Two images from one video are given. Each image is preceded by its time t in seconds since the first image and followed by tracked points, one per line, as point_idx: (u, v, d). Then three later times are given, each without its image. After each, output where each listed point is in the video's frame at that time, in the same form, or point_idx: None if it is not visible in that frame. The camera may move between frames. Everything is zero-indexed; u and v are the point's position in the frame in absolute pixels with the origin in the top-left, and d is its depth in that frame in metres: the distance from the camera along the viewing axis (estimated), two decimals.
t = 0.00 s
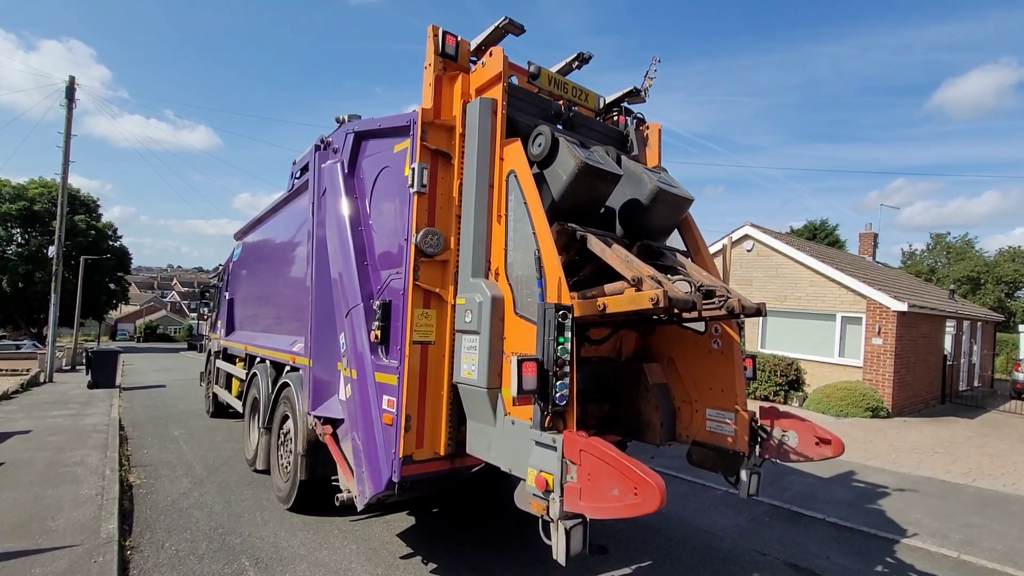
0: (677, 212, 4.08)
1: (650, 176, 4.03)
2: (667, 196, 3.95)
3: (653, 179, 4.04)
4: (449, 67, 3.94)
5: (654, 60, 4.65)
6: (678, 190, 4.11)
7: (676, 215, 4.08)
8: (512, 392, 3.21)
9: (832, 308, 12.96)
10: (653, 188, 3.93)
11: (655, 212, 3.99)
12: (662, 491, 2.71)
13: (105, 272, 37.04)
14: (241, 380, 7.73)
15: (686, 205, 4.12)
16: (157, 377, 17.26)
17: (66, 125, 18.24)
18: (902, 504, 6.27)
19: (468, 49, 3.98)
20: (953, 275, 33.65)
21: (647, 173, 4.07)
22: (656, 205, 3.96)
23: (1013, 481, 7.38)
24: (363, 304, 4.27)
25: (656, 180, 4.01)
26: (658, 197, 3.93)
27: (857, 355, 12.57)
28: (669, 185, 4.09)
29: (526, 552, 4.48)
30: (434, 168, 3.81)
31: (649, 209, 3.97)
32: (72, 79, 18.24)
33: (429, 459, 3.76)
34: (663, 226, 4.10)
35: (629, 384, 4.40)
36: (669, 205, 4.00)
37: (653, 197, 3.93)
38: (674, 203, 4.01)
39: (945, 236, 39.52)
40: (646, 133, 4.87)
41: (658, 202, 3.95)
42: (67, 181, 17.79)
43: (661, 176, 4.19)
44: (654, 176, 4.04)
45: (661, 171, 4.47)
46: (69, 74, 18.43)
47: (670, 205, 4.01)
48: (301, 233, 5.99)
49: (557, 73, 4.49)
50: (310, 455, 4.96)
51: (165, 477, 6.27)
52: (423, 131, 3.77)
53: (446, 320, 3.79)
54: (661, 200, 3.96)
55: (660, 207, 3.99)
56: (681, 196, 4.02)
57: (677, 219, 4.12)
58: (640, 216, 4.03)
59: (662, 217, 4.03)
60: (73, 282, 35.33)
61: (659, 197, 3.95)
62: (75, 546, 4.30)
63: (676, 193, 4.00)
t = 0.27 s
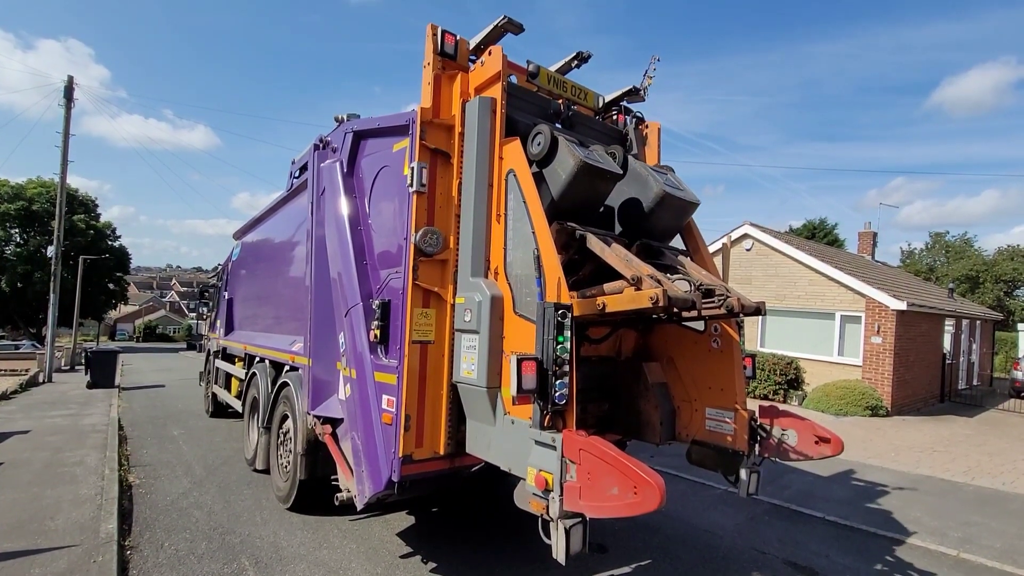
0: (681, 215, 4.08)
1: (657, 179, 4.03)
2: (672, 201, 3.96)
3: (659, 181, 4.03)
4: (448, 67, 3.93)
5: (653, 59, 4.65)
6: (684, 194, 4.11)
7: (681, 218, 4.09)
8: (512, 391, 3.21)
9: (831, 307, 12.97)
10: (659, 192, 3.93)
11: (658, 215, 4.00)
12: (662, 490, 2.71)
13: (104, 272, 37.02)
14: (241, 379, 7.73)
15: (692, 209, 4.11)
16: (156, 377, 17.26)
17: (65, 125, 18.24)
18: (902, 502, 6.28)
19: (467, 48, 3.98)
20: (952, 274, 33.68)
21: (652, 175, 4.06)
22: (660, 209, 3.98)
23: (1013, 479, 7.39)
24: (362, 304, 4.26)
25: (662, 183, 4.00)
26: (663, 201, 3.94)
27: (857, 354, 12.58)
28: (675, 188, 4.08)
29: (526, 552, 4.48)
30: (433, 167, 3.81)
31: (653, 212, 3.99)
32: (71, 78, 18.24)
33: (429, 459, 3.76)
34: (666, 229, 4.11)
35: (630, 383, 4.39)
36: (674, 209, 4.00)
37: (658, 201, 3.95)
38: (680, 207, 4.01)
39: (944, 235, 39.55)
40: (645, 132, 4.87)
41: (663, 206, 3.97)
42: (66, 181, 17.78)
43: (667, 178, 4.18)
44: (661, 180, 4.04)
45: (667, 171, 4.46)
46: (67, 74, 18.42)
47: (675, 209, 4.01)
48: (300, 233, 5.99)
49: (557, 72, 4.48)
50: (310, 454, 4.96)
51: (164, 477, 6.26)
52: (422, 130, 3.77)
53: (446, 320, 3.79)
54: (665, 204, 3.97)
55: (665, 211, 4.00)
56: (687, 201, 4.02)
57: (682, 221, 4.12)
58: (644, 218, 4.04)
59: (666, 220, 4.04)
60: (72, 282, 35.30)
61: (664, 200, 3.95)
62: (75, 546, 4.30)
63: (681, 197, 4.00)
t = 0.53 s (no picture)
0: (682, 214, 4.08)
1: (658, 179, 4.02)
2: (672, 200, 3.97)
3: (658, 180, 4.04)
4: (447, 65, 3.93)
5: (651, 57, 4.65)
6: (684, 192, 4.11)
7: (681, 216, 4.09)
8: (511, 389, 3.21)
9: (830, 305, 12.98)
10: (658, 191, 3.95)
11: (658, 214, 4.01)
12: (660, 488, 2.71)
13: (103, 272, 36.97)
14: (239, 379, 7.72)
15: (692, 207, 4.12)
16: (155, 376, 17.24)
17: (63, 125, 18.20)
18: (900, 499, 6.29)
19: (465, 46, 3.97)
20: (950, 272, 33.72)
21: (651, 173, 4.07)
22: (659, 208, 3.99)
23: (1011, 477, 7.40)
24: (360, 302, 4.26)
25: (661, 182, 4.01)
26: (662, 199, 3.96)
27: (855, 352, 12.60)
28: (675, 187, 4.09)
29: (526, 550, 4.48)
30: (431, 165, 3.80)
31: (653, 211, 4.00)
32: (68, 78, 18.20)
33: (428, 457, 3.76)
34: (666, 228, 4.11)
35: (629, 381, 4.39)
36: (674, 208, 4.01)
37: (657, 200, 3.97)
38: (680, 205, 4.02)
39: (943, 233, 39.60)
40: (644, 130, 4.87)
41: (662, 204, 3.98)
42: (63, 180, 17.75)
43: (666, 176, 4.18)
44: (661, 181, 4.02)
45: (665, 169, 4.45)
46: (65, 73, 18.37)
47: (675, 208, 4.02)
48: (298, 232, 5.98)
49: (555, 70, 4.47)
50: (309, 453, 4.96)
51: (163, 476, 6.26)
52: (421, 128, 3.76)
53: (444, 318, 3.79)
54: (664, 203, 3.99)
55: (663, 211, 4.02)
56: (687, 199, 4.02)
57: (682, 219, 4.13)
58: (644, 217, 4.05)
59: (666, 219, 4.04)
60: (70, 282, 35.25)
61: (663, 199, 3.97)
62: (73, 545, 4.29)
63: (681, 196, 4.00)
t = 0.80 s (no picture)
0: (681, 209, 4.07)
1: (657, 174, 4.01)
2: (672, 193, 3.96)
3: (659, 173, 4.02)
4: (445, 62, 3.93)
5: (650, 54, 4.64)
6: (684, 186, 4.10)
7: (681, 211, 4.09)
8: (510, 387, 3.21)
9: (829, 303, 12.99)
10: (658, 184, 3.93)
11: (659, 209, 3.98)
12: (660, 485, 2.70)
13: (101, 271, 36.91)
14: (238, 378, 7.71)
15: (691, 202, 4.11)
16: (154, 375, 17.23)
17: (60, 123, 18.16)
18: (899, 497, 6.30)
19: (464, 43, 3.97)
20: (949, 270, 33.75)
21: (652, 167, 4.04)
22: (660, 202, 3.96)
23: (1010, 474, 7.41)
24: (359, 300, 4.26)
25: (661, 175, 3.99)
26: (662, 193, 3.94)
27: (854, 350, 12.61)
28: (675, 181, 4.08)
29: (525, 548, 4.48)
30: (430, 163, 3.79)
31: (653, 205, 3.97)
32: (65, 76, 18.15)
33: (427, 456, 3.76)
34: (666, 224, 4.09)
35: (628, 379, 4.39)
36: (674, 202, 3.99)
37: (658, 193, 3.94)
38: (679, 199, 4.01)
39: (941, 231, 39.64)
40: (643, 128, 4.87)
41: (662, 198, 3.95)
42: (61, 179, 17.71)
43: (666, 170, 4.16)
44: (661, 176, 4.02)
45: (665, 163, 4.42)
46: (62, 72, 18.32)
47: (674, 202, 4.00)
48: (297, 230, 5.97)
49: (554, 68, 4.47)
50: (308, 452, 4.95)
51: (162, 475, 6.25)
52: (419, 126, 3.76)
53: (443, 316, 3.78)
54: (664, 197, 3.96)
55: (664, 205, 3.99)
56: (687, 193, 4.01)
57: (682, 214, 4.12)
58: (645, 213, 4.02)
59: (667, 214, 4.03)
60: (68, 281, 35.18)
61: (663, 193, 3.95)
62: (72, 544, 4.29)
63: (680, 190, 3.99)
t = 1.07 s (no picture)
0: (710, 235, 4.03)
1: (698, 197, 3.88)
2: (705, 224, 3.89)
3: (698, 198, 3.89)
4: (444, 58, 3.91)
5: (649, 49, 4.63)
6: (721, 214, 4.00)
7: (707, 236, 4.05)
8: (509, 383, 3.21)
9: (827, 300, 13.00)
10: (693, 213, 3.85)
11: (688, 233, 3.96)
12: (660, 480, 2.70)
13: (99, 269, 36.86)
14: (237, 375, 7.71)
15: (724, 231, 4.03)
16: (153, 373, 17.24)
17: (57, 121, 18.11)
18: (897, 493, 6.31)
19: (462, 39, 3.96)
20: (947, 268, 33.79)
21: (692, 189, 3.90)
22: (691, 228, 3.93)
23: (1007, 470, 7.43)
24: (357, 297, 4.25)
25: (700, 202, 3.87)
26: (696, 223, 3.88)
27: (853, 347, 12.62)
28: (713, 206, 3.97)
29: (525, 544, 4.48)
30: (428, 159, 3.78)
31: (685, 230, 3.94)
32: (63, 73, 18.10)
33: (426, 452, 3.76)
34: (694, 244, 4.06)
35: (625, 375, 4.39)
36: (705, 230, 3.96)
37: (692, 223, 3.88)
38: (712, 228, 3.96)
39: (940, 228, 39.68)
40: (642, 124, 4.88)
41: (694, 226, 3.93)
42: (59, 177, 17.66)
43: (707, 190, 4.02)
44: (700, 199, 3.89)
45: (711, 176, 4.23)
46: (60, 69, 18.24)
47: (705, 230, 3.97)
48: (295, 227, 5.96)
49: (553, 64, 4.46)
50: (307, 449, 4.95)
51: (161, 473, 6.24)
52: (418, 122, 3.75)
53: (442, 313, 3.77)
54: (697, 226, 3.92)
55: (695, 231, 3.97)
56: (721, 224, 3.93)
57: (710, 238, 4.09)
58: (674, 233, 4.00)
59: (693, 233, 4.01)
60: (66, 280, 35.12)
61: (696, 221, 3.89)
62: (71, 542, 4.28)
63: (716, 220, 3.90)
